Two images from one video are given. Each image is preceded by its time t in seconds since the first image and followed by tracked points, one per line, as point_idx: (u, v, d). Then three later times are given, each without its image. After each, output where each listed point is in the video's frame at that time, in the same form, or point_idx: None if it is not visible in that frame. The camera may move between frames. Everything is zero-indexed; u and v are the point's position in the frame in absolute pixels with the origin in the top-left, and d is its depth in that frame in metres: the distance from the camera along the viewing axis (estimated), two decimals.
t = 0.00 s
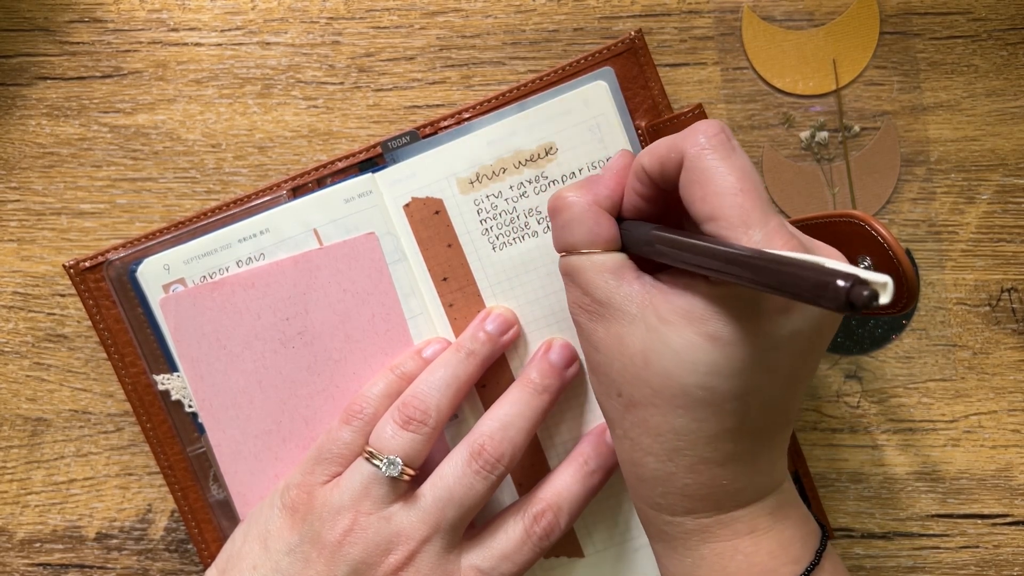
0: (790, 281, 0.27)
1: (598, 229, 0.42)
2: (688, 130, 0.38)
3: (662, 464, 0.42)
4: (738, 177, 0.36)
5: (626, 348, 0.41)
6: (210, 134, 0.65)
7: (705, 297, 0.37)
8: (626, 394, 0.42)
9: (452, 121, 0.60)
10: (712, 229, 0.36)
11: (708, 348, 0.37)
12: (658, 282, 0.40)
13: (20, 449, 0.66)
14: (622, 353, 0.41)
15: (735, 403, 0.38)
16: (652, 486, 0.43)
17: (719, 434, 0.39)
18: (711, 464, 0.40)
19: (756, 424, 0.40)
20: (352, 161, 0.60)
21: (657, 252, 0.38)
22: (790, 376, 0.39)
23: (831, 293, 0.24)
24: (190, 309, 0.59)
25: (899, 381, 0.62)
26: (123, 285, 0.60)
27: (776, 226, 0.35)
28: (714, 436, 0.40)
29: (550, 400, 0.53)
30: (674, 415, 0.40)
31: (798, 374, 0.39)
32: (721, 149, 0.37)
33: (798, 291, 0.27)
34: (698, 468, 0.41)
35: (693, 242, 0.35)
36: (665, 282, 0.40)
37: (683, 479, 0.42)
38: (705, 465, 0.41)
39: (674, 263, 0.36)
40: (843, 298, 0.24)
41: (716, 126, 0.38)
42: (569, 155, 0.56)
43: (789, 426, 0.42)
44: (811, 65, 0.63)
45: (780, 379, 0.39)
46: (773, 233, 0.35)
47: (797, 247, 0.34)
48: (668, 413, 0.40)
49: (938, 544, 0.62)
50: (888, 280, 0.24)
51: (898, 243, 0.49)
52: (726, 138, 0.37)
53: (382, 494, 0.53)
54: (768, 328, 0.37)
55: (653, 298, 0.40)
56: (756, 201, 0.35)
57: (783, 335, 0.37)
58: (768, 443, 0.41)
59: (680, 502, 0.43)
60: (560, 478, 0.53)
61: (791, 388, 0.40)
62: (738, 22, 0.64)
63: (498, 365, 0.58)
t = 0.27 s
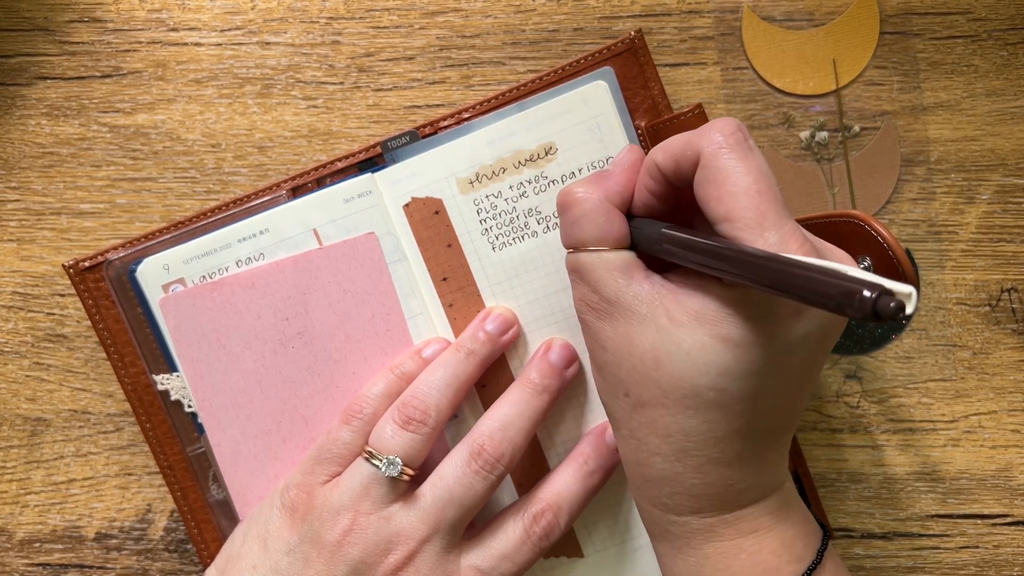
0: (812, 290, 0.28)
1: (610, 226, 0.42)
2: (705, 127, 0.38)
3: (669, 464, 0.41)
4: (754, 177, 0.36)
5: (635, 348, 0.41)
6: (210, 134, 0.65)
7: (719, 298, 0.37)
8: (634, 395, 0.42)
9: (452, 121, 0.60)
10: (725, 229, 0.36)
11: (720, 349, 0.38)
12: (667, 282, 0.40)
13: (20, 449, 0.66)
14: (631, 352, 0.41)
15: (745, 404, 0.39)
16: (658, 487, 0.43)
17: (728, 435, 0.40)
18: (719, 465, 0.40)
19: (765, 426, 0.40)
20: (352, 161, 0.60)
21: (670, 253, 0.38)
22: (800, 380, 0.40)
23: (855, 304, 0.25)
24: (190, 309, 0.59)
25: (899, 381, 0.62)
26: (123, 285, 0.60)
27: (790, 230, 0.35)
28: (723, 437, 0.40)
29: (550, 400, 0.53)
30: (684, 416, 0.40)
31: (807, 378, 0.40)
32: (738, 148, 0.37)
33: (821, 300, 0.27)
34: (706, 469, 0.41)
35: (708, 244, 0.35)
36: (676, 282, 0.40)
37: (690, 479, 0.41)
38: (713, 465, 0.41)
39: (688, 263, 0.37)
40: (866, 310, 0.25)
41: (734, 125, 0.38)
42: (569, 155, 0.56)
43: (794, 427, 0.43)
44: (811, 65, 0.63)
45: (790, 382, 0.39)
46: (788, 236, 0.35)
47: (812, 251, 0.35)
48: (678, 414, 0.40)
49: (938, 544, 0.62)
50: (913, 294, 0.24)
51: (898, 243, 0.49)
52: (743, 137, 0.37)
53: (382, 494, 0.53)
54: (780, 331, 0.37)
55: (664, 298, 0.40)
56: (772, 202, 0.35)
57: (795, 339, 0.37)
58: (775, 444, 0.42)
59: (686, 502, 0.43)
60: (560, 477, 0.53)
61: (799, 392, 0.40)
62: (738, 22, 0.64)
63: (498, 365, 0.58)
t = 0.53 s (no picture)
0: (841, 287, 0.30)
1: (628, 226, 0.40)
2: (730, 116, 0.39)
3: (678, 465, 0.42)
4: (774, 170, 0.37)
5: (645, 355, 0.40)
6: (210, 134, 0.65)
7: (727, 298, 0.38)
8: (642, 400, 0.41)
9: (452, 121, 0.59)
10: (740, 217, 0.38)
11: (729, 349, 0.38)
12: (673, 289, 0.41)
13: (20, 449, 0.66)
14: (638, 359, 0.41)
15: (752, 402, 0.40)
16: (666, 487, 0.43)
17: (736, 432, 0.40)
18: (727, 463, 0.41)
19: (770, 423, 0.41)
20: (352, 161, 0.60)
21: (682, 250, 0.38)
22: (802, 378, 0.41)
23: (890, 298, 0.27)
24: (190, 309, 0.59)
25: (899, 381, 0.62)
26: (123, 285, 0.60)
27: (801, 225, 0.37)
28: (731, 435, 0.40)
29: (551, 401, 0.53)
30: (694, 417, 0.40)
31: (809, 375, 0.41)
32: (760, 141, 0.38)
33: (851, 296, 0.29)
34: (715, 467, 0.41)
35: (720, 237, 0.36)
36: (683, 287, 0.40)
37: (699, 479, 0.42)
38: (722, 464, 0.41)
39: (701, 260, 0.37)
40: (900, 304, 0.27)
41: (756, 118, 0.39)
42: (570, 155, 0.56)
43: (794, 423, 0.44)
44: (811, 65, 0.63)
45: (794, 379, 0.40)
46: (798, 231, 0.37)
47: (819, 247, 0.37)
48: (688, 416, 0.40)
49: (939, 544, 0.62)
50: (943, 285, 0.27)
51: (898, 243, 0.49)
52: (765, 131, 0.38)
53: (383, 494, 0.53)
54: (784, 329, 0.38)
55: (672, 306, 0.40)
56: (787, 196, 0.37)
57: (798, 336, 0.39)
58: (778, 441, 0.43)
59: (694, 501, 0.43)
60: (560, 477, 0.53)
61: (801, 389, 0.41)
62: (738, 22, 0.64)
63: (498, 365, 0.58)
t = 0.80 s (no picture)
0: (864, 280, 0.31)
1: (643, 224, 0.40)
2: (746, 111, 0.40)
3: (690, 464, 0.42)
4: (787, 166, 0.39)
5: (658, 355, 0.41)
6: (210, 134, 0.65)
7: (736, 299, 0.39)
8: (654, 401, 0.42)
9: (452, 121, 0.59)
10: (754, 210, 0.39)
11: (741, 348, 0.39)
12: (683, 289, 0.42)
13: (20, 449, 0.66)
14: (651, 360, 0.41)
15: (763, 399, 0.41)
16: (677, 487, 0.44)
17: (747, 428, 0.41)
18: (738, 459, 0.42)
19: (779, 418, 0.42)
20: (352, 161, 0.60)
21: (695, 247, 0.39)
22: (808, 373, 0.42)
23: (920, 291, 0.28)
24: (190, 309, 0.59)
25: (899, 381, 0.62)
26: (123, 285, 0.60)
27: (811, 221, 0.39)
28: (742, 432, 0.41)
29: (550, 401, 0.53)
30: (708, 416, 0.41)
31: (814, 372, 0.42)
32: (775, 136, 0.39)
33: (875, 288, 0.30)
34: (727, 465, 0.42)
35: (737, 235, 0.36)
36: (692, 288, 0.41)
37: (711, 477, 0.43)
38: (733, 461, 0.42)
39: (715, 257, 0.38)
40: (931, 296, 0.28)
41: (771, 114, 0.41)
42: (570, 155, 0.56)
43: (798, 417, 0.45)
44: (811, 65, 0.63)
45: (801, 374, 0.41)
46: (810, 226, 0.38)
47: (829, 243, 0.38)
48: (702, 415, 0.41)
49: (939, 544, 0.62)
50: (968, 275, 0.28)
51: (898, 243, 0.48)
52: (779, 127, 0.40)
53: (382, 494, 0.53)
54: (792, 327, 0.39)
55: (684, 306, 0.41)
56: (799, 192, 0.39)
57: (805, 334, 0.40)
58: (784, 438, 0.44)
59: (705, 499, 0.44)
60: (560, 477, 0.53)
61: (807, 384, 0.43)
62: (738, 22, 0.64)
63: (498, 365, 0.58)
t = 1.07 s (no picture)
0: (873, 274, 0.30)
1: (647, 225, 0.40)
2: (749, 109, 0.41)
3: (695, 462, 0.43)
4: (790, 164, 0.39)
5: (663, 354, 0.41)
6: (210, 134, 0.65)
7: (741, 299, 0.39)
8: (659, 399, 0.42)
9: (452, 121, 0.59)
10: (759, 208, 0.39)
11: (746, 347, 0.39)
12: (686, 287, 0.42)
13: (20, 449, 0.66)
14: (656, 358, 0.41)
15: (768, 396, 0.41)
16: (681, 486, 0.44)
17: (752, 427, 0.42)
18: (743, 457, 0.42)
19: (784, 415, 0.42)
20: (352, 161, 0.60)
21: (699, 246, 0.39)
22: (812, 369, 0.42)
23: (927, 287, 0.28)
24: (190, 310, 0.59)
25: (899, 381, 0.62)
26: (124, 285, 0.60)
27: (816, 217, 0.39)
28: (747, 430, 0.42)
29: (551, 401, 0.53)
30: (713, 415, 0.41)
31: (818, 368, 0.42)
32: (778, 134, 0.40)
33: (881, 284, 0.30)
34: (731, 463, 0.42)
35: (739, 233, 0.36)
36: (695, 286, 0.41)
37: (716, 475, 0.43)
38: (738, 459, 0.42)
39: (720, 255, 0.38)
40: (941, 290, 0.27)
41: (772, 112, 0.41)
42: (570, 155, 0.56)
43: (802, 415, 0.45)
44: (811, 65, 0.63)
45: (806, 371, 0.42)
46: (815, 223, 0.39)
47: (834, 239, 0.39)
48: (708, 413, 0.41)
49: (939, 544, 0.62)
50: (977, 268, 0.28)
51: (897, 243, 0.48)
52: (781, 125, 0.40)
53: (382, 494, 0.53)
54: (796, 325, 0.39)
55: (688, 304, 0.41)
56: (804, 189, 0.39)
57: (811, 330, 0.40)
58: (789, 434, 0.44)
59: (710, 497, 0.44)
60: (559, 477, 0.53)
61: (812, 380, 0.43)
62: (738, 22, 0.63)
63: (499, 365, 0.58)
